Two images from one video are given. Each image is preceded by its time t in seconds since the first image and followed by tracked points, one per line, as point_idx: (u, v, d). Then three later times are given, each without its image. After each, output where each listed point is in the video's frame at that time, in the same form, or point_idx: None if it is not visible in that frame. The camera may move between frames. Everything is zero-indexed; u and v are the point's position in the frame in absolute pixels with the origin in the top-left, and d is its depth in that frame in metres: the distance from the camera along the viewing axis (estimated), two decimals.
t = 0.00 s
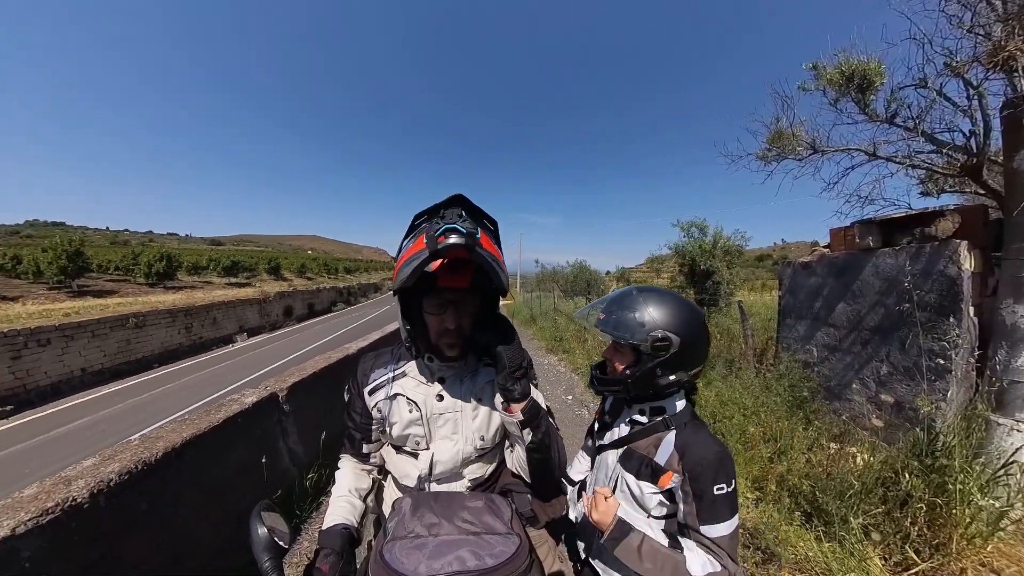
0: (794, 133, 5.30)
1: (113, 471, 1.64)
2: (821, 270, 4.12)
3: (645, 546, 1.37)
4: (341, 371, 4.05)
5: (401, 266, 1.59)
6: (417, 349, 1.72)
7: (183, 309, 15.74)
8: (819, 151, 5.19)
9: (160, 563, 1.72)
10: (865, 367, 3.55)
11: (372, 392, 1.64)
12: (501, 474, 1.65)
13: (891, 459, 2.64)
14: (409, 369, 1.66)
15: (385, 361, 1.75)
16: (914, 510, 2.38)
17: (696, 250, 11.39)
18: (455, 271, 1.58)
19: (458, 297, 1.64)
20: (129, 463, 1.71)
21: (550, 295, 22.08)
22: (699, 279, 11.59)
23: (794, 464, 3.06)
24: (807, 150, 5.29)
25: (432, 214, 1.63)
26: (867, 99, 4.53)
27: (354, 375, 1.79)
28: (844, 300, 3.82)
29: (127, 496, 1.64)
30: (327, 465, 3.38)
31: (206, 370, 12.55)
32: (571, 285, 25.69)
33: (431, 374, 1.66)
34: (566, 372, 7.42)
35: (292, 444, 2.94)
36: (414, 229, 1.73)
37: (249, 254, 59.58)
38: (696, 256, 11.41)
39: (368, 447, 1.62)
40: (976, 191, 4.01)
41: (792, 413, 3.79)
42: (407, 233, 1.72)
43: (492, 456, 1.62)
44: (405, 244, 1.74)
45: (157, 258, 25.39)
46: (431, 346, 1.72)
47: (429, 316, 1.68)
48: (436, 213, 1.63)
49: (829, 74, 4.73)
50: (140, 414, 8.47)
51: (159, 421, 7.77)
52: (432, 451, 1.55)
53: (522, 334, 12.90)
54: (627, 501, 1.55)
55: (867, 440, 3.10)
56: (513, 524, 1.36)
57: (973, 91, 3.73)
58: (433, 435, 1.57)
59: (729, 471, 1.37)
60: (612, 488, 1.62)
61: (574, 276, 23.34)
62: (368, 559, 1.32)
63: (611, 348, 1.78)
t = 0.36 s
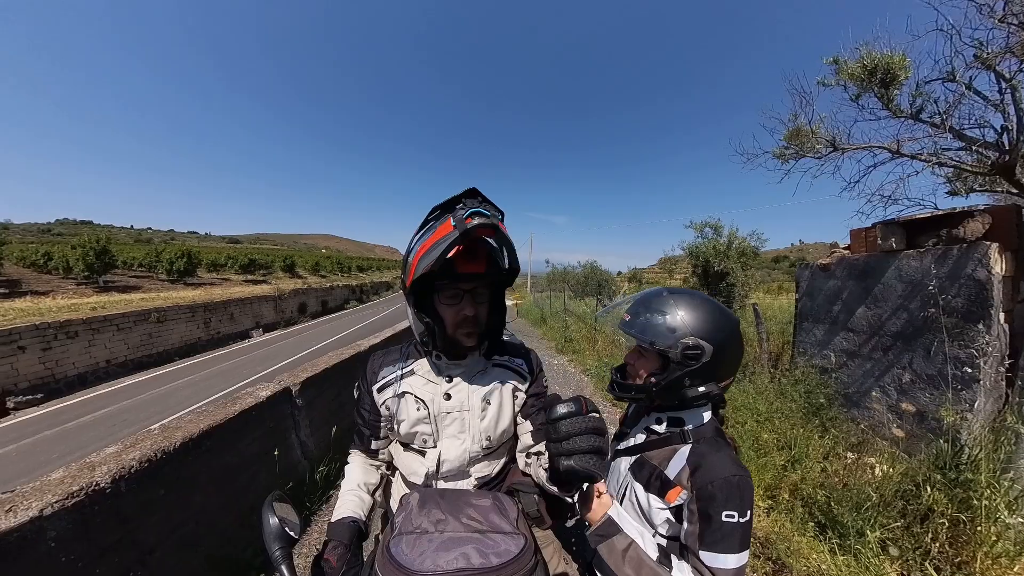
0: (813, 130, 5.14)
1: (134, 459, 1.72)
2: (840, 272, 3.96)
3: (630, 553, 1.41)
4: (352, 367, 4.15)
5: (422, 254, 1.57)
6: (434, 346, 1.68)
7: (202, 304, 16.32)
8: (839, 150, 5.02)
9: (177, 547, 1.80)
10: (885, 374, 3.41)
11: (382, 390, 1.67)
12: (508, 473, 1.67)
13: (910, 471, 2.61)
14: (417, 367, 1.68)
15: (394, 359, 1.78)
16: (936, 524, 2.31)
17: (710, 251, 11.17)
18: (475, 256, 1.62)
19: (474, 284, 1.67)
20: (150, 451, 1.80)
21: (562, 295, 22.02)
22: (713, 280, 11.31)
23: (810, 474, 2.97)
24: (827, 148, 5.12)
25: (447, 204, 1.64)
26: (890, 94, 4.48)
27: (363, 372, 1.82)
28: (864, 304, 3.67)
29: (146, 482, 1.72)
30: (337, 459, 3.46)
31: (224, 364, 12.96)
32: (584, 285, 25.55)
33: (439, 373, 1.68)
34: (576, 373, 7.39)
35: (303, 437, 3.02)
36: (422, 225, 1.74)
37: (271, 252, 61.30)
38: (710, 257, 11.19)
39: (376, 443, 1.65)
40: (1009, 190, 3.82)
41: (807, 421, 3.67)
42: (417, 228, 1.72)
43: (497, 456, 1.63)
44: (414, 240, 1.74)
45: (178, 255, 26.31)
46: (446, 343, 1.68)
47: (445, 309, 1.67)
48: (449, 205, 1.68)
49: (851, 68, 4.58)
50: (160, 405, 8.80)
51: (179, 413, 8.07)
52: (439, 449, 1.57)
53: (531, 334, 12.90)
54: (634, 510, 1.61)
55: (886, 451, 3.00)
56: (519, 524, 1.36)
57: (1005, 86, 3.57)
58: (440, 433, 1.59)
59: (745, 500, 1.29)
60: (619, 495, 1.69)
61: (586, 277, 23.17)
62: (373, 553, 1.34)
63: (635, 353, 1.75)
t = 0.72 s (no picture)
0: (814, 130, 5.13)
1: (133, 458, 1.72)
2: (841, 274, 3.95)
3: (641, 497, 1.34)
4: (352, 368, 4.15)
5: (462, 255, 1.51)
6: (456, 345, 1.61)
7: (204, 304, 16.37)
8: (839, 151, 5.00)
9: (176, 546, 1.80)
10: (885, 375, 3.40)
11: (380, 389, 1.67)
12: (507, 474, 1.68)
13: (914, 471, 2.59)
14: (416, 366, 1.68)
15: (392, 359, 1.78)
16: (937, 526, 2.31)
17: (710, 252, 11.17)
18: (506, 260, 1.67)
19: (494, 284, 1.71)
20: (150, 450, 1.80)
21: (562, 295, 22.04)
22: (714, 281, 11.29)
23: (810, 475, 2.96)
24: (827, 150, 5.11)
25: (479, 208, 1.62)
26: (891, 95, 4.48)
27: (363, 372, 1.82)
28: (865, 305, 3.66)
29: (146, 481, 1.73)
30: (337, 459, 3.46)
31: (224, 363, 12.99)
32: (585, 285, 25.56)
33: (438, 373, 1.67)
34: (576, 374, 7.39)
35: (303, 437, 3.03)
36: (447, 224, 1.68)
37: (270, 251, 61.53)
38: (710, 257, 11.19)
39: (375, 443, 1.65)
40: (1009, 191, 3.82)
41: (808, 422, 3.67)
42: (445, 226, 1.64)
43: (496, 456, 1.63)
44: (437, 237, 1.65)
45: (180, 255, 26.43)
46: (467, 342, 1.65)
47: (468, 307, 1.65)
48: (482, 209, 1.68)
49: (852, 69, 4.57)
50: (160, 404, 8.83)
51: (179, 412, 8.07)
52: (438, 449, 1.57)
53: (531, 335, 12.90)
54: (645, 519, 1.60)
55: (887, 453, 3.00)
56: (519, 526, 1.36)
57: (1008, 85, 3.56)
58: (439, 433, 1.59)
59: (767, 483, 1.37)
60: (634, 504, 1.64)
61: (586, 277, 23.15)
62: (372, 553, 1.35)
63: (683, 356, 1.64)
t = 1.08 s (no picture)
0: (815, 131, 5.12)
1: (134, 457, 1.73)
2: (842, 275, 3.94)
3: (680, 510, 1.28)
4: (353, 367, 4.16)
5: (483, 258, 1.51)
6: (471, 344, 1.61)
7: (205, 303, 16.39)
8: (840, 151, 4.99)
9: (176, 545, 1.80)
10: (887, 377, 3.39)
11: (382, 388, 1.66)
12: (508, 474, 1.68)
13: (916, 473, 2.58)
14: (419, 365, 1.68)
15: (395, 358, 1.77)
16: (938, 529, 2.30)
17: (711, 253, 11.15)
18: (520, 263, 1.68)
19: (504, 286, 1.72)
20: (150, 449, 1.81)
21: (563, 296, 22.03)
22: (714, 282, 11.27)
23: (811, 477, 2.95)
24: (829, 150, 5.10)
25: (498, 211, 1.62)
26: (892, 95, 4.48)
27: (364, 371, 1.81)
28: (866, 306, 3.66)
29: (146, 480, 1.73)
30: (336, 459, 3.46)
31: (225, 363, 13.05)
32: (586, 286, 25.54)
33: (441, 372, 1.67)
34: (576, 374, 7.38)
35: (303, 437, 3.03)
36: (462, 225, 1.65)
37: (271, 251, 61.64)
38: (711, 258, 11.17)
39: (376, 442, 1.65)
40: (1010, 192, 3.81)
41: (809, 423, 3.66)
42: (461, 228, 1.62)
43: (497, 456, 1.63)
44: (453, 238, 1.62)
45: (180, 254, 26.48)
46: (480, 342, 1.65)
47: (480, 307, 1.65)
48: (497, 211, 1.67)
49: (853, 69, 4.57)
50: (160, 403, 8.84)
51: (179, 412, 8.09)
52: (440, 449, 1.56)
53: (531, 335, 12.90)
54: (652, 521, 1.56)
55: (888, 455, 2.99)
56: (519, 526, 1.36)
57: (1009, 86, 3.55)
58: (441, 432, 1.58)
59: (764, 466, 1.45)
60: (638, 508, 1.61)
61: (587, 278, 23.14)
62: (372, 553, 1.34)
63: (670, 354, 1.63)
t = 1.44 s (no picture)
0: (816, 132, 5.12)
1: (134, 456, 1.73)
2: (844, 275, 3.93)
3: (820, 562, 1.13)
4: (353, 367, 4.16)
5: (485, 261, 1.51)
6: (471, 347, 1.61)
7: (206, 303, 16.40)
8: (842, 152, 4.98)
9: (176, 545, 1.81)
10: (889, 378, 3.38)
11: (382, 389, 1.66)
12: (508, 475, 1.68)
13: (918, 475, 2.57)
14: (419, 365, 1.68)
15: (395, 358, 1.77)
16: (939, 530, 2.30)
17: (712, 254, 11.12)
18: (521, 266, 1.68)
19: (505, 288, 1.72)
20: (150, 448, 1.81)
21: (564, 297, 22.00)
22: (715, 283, 11.26)
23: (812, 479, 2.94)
24: (830, 151, 5.10)
25: (501, 213, 1.62)
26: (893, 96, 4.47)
27: (364, 372, 1.81)
28: (867, 307, 3.65)
29: (146, 479, 1.73)
30: (336, 459, 3.46)
31: (226, 362, 13.06)
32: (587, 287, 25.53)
33: (441, 373, 1.67)
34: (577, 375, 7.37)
35: (303, 437, 3.03)
36: (465, 227, 1.64)
37: (272, 251, 61.72)
38: (712, 259, 11.13)
39: (376, 443, 1.65)
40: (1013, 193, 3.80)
41: (810, 425, 3.65)
42: (464, 229, 1.62)
43: (497, 457, 1.63)
44: (455, 240, 1.62)
45: (182, 254, 26.55)
46: (480, 344, 1.65)
47: (481, 310, 1.65)
48: (500, 214, 1.67)
49: (854, 70, 4.56)
50: (161, 403, 8.85)
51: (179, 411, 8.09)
52: (439, 449, 1.56)
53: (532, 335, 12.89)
54: (650, 519, 1.55)
55: (890, 456, 2.98)
56: (516, 526, 1.36)
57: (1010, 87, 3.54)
58: (441, 433, 1.58)
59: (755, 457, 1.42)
60: (631, 509, 1.59)
61: (588, 279, 23.12)
62: (372, 554, 1.34)
63: (645, 355, 1.65)
